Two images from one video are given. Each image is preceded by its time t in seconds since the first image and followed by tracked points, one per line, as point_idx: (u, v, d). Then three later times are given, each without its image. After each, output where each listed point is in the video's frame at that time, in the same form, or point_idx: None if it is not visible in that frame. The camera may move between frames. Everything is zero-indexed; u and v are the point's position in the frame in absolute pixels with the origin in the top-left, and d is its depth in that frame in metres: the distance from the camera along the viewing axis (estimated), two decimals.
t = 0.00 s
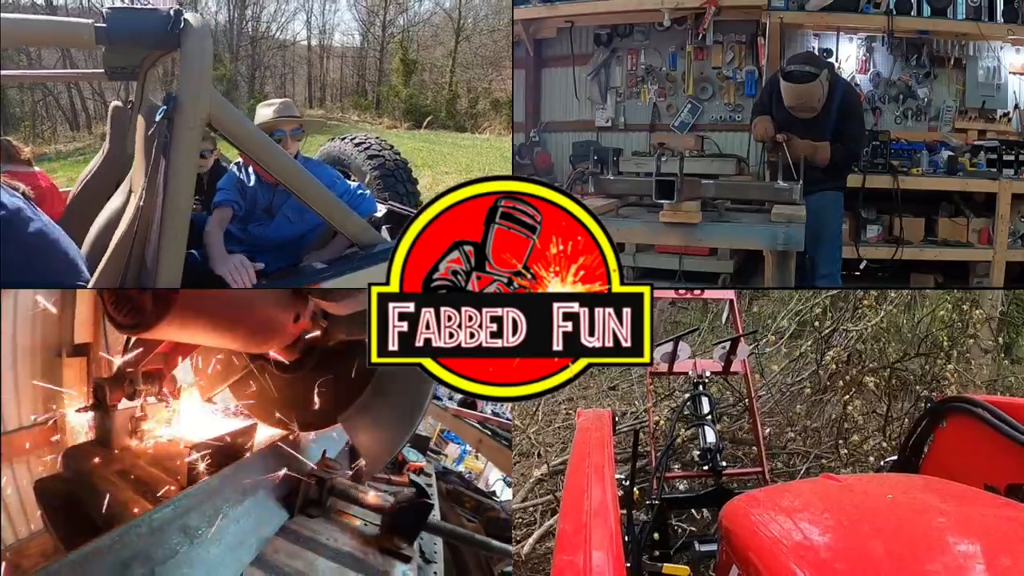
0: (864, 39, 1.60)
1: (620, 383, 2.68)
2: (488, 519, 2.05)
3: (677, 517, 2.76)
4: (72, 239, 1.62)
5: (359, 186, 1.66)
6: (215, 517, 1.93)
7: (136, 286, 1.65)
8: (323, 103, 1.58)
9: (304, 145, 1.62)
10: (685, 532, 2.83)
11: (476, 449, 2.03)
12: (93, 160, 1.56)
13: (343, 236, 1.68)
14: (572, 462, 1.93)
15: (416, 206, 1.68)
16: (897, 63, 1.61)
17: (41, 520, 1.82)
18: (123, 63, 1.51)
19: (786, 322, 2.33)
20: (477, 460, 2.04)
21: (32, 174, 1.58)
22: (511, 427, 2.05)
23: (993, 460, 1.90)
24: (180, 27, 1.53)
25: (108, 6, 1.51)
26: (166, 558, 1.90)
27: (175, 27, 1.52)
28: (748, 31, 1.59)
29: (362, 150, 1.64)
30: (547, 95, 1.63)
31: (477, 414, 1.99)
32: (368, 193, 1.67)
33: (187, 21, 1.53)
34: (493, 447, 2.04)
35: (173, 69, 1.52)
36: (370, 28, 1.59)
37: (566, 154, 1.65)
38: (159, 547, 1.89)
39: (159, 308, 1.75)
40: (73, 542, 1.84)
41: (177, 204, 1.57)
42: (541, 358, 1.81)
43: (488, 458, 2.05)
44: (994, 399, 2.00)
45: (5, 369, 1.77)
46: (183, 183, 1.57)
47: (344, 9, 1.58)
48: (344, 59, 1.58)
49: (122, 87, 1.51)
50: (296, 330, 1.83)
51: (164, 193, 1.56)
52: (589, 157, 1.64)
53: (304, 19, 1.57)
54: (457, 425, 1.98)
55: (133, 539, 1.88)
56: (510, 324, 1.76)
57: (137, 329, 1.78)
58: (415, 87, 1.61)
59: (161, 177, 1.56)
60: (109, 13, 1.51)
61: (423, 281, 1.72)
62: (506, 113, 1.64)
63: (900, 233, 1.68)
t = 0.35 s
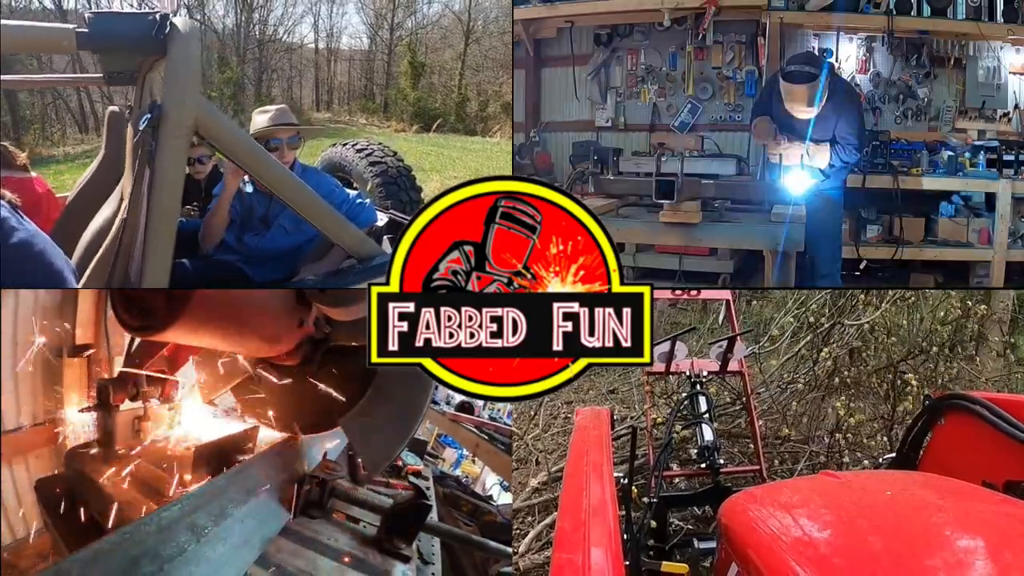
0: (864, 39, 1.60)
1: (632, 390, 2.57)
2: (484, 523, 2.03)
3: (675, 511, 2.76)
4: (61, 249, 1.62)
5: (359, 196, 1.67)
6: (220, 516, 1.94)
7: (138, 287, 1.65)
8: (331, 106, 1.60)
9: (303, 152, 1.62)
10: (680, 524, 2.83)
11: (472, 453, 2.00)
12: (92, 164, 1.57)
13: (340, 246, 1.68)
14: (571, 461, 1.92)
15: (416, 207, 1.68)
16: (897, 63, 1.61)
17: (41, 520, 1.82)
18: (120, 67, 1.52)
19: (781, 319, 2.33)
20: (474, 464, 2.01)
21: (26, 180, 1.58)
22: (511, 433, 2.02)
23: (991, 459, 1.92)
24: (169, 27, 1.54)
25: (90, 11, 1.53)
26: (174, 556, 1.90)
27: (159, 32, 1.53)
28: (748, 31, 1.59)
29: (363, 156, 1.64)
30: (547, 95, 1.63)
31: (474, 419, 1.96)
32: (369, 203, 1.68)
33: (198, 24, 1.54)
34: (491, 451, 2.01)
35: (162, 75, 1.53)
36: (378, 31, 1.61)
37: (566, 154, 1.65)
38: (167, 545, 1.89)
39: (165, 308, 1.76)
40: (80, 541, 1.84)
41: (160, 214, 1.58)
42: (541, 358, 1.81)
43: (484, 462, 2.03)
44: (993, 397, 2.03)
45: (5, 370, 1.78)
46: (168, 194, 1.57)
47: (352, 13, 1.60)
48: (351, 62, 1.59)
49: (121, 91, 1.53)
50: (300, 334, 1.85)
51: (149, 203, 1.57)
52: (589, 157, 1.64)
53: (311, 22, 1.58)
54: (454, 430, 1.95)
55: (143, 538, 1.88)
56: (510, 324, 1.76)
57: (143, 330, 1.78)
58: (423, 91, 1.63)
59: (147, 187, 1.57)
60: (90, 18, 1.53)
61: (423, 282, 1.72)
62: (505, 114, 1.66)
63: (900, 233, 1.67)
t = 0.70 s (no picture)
0: (864, 39, 1.61)
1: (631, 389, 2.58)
2: (484, 525, 2.01)
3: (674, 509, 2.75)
4: (52, 259, 1.61)
5: (359, 209, 1.67)
6: (219, 518, 1.94)
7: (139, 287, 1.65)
8: (337, 113, 1.59)
9: (302, 163, 1.62)
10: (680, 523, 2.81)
11: (472, 455, 2.01)
12: (94, 167, 1.55)
13: (338, 261, 1.67)
14: (569, 460, 1.94)
15: (416, 206, 1.67)
16: (897, 63, 1.61)
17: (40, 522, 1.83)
18: (121, 74, 1.51)
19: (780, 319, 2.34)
20: (473, 467, 2.01)
21: (25, 186, 1.57)
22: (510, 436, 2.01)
23: (991, 458, 1.93)
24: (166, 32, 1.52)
25: (83, 19, 1.50)
26: (172, 557, 1.90)
27: (152, 40, 1.51)
28: (749, 31, 1.59)
29: (365, 167, 1.63)
30: (546, 95, 1.64)
31: (474, 421, 1.96)
32: (369, 216, 1.67)
33: (205, 31, 1.53)
34: (490, 454, 2.01)
35: (154, 84, 1.52)
36: (386, 38, 1.61)
37: (567, 153, 1.65)
38: (166, 546, 1.89)
39: (165, 312, 1.75)
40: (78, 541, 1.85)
41: (151, 226, 1.57)
42: (541, 358, 1.82)
43: (484, 465, 2.02)
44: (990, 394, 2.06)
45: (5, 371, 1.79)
46: (158, 206, 1.56)
47: (359, 19, 1.60)
48: (358, 69, 1.59)
49: (116, 99, 1.50)
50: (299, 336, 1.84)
51: (138, 215, 1.56)
52: (589, 156, 1.65)
53: (318, 29, 1.59)
54: (453, 432, 1.94)
55: (142, 538, 1.88)
56: (510, 324, 1.76)
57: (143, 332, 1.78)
58: (431, 98, 1.63)
59: (136, 199, 1.55)
60: (81, 26, 1.50)
61: (423, 282, 1.72)
62: (505, 114, 1.65)
63: (900, 234, 1.66)
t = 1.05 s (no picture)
0: (864, 39, 1.60)
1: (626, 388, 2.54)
2: (484, 526, 2.02)
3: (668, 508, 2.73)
4: (42, 268, 1.65)
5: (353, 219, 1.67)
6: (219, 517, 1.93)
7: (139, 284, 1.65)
8: (340, 121, 1.60)
9: (298, 172, 1.62)
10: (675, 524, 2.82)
11: (472, 455, 2.01)
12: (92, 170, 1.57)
13: (329, 272, 1.70)
14: (565, 459, 2.02)
15: (416, 206, 1.68)
16: (897, 63, 1.61)
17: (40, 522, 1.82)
18: (119, 82, 1.53)
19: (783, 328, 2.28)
20: (473, 467, 2.01)
21: (20, 193, 1.57)
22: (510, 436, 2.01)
23: (987, 460, 2.00)
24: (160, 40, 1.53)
25: (73, 30, 1.53)
26: (173, 556, 1.90)
27: (143, 50, 1.53)
28: (748, 31, 1.59)
29: (362, 176, 1.65)
30: (548, 94, 1.63)
31: (474, 421, 1.96)
32: (364, 226, 1.69)
33: (208, 38, 1.54)
34: (490, 453, 2.02)
35: (146, 93, 1.54)
36: (389, 47, 1.61)
37: (566, 153, 1.65)
38: (167, 544, 1.90)
39: (164, 314, 1.75)
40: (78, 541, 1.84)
41: (140, 234, 1.61)
42: (541, 358, 1.79)
43: (484, 465, 2.02)
44: (984, 395, 2.12)
45: (5, 370, 1.77)
46: (147, 215, 1.59)
47: (361, 27, 1.61)
48: (361, 78, 1.60)
49: (116, 106, 1.53)
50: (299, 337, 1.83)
51: (126, 223, 1.59)
52: (589, 156, 1.64)
53: (322, 37, 1.59)
54: (454, 432, 1.94)
55: (141, 537, 1.88)
56: (510, 324, 1.75)
57: (142, 334, 1.77)
58: (434, 106, 1.63)
59: (125, 207, 1.58)
60: (73, 36, 1.52)
61: (423, 282, 1.72)
62: (505, 114, 1.65)
63: (900, 233, 1.67)
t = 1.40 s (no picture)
0: (864, 39, 1.61)
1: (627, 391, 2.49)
2: (484, 524, 2.01)
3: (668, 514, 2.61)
4: (42, 269, 1.67)
5: (353, 222, 1.66)
6: (217, 515, 1.93)
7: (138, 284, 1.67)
8: (346, 121, 1.60)
9: (302, 176, 1.61)
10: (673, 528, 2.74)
11: (472, 454, 2.01)
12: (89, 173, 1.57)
13: (327, 275, 1.69)
14: (560, 457, 1.99)
15: (416, 206, 1.68)
16: (897, 63, 1.61)
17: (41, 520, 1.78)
18: (120, 85, 1.53)
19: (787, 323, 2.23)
20: (474, 466, 2.02)
21: (22, 194, 1.59)
22: (511, 436, 2.00)
23: (982, 462, 1.99)
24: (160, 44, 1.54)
25: (69, 35, 1.52)
26: (171, 553, 1.87)
27: (139, 55, 1.53)
28: (749, 31, 1.59)
29: (361, 178, 1.64)
30: (547, 95, 1.63)
31: (474, 420, 1.97)
32: (363, 229, 1.68)
33: (214, 39, 1.55)
34: (490, 452, 2.02)
35: (141, 97, 1.53)
36: (394, 46, 1.62)
37: (566, 153, 1.65)
38: (166, 539, 1.87)
39: (163, 314, 1.75)
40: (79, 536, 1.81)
41: (136, 236, 1.62)
42: (541, 358, 1.79)
43: (484, 464, 2.03)
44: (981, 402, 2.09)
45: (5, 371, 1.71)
46: (143, 218, 1.59)
47: (367, 28, 1.61)
48: (367, 77, 1.61)
49: (121, 108, 1.52)
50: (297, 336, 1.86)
51: (122, 225, 1.60)
52: (589, 156, 1.64)
53: (327, 37, 1.60)
54: (453, 431, 1.95)
55: (141, 533, 1.85)
56: (510, 324, 1.75)
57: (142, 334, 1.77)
58: (440, 107, 1.64)
59: (121, 212, 1.58)
60: (69, 41, 1.52)
61: (423, 281, 1.72)
62: (505, 114, 1.65)
63: (900, 233, 1.67)
